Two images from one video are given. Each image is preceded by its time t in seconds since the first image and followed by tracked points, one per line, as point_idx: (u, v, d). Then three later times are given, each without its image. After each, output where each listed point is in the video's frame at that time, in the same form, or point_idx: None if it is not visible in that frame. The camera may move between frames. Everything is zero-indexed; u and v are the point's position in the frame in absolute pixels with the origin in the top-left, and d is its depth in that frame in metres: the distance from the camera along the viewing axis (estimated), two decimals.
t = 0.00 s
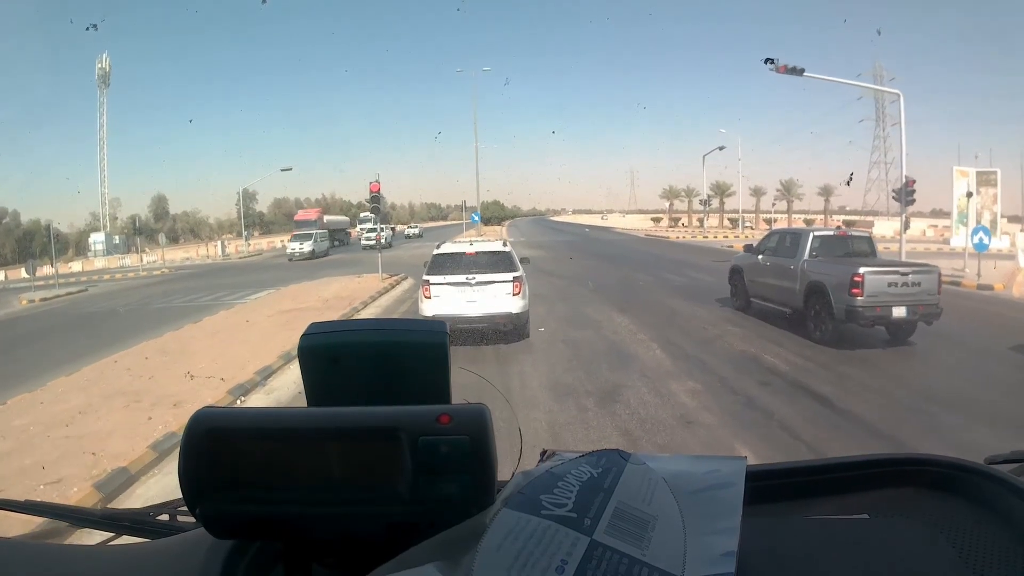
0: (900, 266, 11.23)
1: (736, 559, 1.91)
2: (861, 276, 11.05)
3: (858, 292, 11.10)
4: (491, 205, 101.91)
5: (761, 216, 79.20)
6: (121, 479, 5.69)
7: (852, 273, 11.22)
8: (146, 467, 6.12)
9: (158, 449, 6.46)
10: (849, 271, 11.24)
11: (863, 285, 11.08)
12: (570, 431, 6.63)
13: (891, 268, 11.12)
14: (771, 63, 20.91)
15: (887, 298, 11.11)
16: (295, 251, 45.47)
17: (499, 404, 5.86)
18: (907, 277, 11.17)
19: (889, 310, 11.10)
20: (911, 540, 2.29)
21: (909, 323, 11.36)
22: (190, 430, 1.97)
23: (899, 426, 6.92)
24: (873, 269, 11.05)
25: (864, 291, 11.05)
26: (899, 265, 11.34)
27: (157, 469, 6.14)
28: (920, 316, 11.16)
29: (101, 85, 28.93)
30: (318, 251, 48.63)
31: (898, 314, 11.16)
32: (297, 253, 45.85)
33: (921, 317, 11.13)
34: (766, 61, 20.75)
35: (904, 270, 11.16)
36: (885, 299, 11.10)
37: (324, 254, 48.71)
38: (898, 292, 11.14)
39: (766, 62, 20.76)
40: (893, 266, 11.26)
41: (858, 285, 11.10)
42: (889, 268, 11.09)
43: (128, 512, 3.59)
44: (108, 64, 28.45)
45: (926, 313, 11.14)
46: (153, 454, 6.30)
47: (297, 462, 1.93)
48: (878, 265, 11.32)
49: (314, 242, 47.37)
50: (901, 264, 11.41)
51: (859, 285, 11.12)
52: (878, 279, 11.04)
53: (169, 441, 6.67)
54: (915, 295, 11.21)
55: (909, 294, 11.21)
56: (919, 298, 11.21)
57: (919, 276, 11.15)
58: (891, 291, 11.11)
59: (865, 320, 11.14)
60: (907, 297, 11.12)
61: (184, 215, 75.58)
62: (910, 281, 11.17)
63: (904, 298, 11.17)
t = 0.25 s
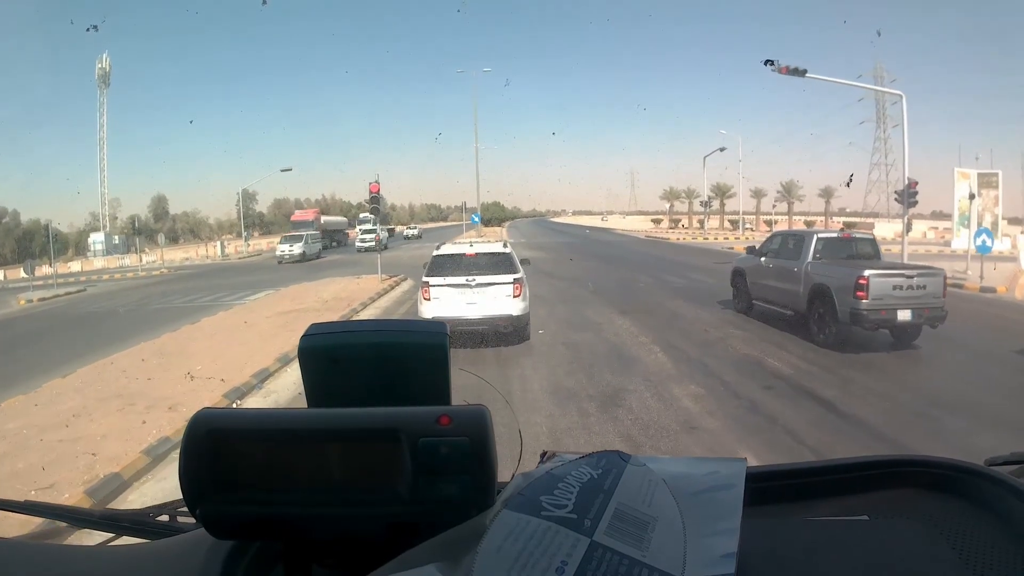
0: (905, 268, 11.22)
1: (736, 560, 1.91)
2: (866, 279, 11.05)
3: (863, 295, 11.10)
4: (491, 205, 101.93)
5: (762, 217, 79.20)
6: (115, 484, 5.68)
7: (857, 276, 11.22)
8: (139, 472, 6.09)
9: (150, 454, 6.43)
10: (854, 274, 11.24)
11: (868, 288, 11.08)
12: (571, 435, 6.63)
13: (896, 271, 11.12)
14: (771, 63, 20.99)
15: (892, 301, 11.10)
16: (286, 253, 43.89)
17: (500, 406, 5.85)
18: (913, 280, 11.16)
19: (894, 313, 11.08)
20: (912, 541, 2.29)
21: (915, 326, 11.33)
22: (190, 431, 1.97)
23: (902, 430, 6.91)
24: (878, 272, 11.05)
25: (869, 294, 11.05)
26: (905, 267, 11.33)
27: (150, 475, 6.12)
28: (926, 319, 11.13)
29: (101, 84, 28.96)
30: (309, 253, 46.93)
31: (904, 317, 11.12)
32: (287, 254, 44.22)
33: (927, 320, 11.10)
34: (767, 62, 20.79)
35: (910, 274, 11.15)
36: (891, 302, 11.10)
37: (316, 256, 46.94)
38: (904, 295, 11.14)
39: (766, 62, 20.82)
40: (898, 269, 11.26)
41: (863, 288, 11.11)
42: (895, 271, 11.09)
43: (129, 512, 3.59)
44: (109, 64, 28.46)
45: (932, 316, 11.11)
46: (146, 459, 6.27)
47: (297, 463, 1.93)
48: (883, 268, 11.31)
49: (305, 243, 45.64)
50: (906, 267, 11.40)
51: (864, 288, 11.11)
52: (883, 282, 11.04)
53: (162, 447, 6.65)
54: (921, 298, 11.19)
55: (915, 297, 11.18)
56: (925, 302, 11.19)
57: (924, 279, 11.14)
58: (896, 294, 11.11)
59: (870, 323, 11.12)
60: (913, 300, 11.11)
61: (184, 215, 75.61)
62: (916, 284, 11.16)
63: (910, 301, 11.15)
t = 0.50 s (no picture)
0: (910, 265, 11.21)
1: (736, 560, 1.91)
2: (870, 275, 11.05)
3: (868, 291, 11.09)
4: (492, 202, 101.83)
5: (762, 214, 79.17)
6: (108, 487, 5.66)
7: (862, 273, 11.22)
8: (133, 474, 6.08)
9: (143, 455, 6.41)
10: (858, 270, 11.23)
11: (872, 285, 11.08)
12: (573, 435, 6.63)
13: (901, 268, 11.11)
14: (772, 62, 20.84)
15: (896, 298, 11.09)
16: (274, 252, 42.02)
17: (501, 405, 5.85)
18: (917, 277, 11.15)
19: (898, 310, 11.07)
20: (912, 539, 2.29)
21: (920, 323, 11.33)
22: (190, 430, 1.97)
23: (904, 428, 6.91)
24: (883, 269, 11.04)
25: (874, 290, 11.04)
26: (910, 264, 11.32)
27: (144, 476, 6.10)
28: (930, 316, 11.12)
29: (101, 81, 28.92)
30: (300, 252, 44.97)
31: (908, 314, 11.12)
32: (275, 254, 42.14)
33: (932, 317, 11.09)
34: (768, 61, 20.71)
35: (915, 270, 11.14)
36: (895, 298, 11.09)
37: (307, 255, 44.90)
38: (908, 292, 11.13)
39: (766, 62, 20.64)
40: (903, 266, 11.25)
41: (867, 285, 11.10)
42: (900, 268, 11.07)
43: (129, 511, 3.59)
44: (107, 61, 28.38)
45: (936, 313, 11.11)
46: (141, 461, 6.25)
47: (296, 461, 1.93)
48: (888, 264, 11.30)
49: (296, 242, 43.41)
50: (911, 263, 11.39)
51: (869, 284, 11.11)
52: (888, 279, 11.04)
53: (155, 448, 6.62)
54: (926, 295, 11.18)
55: (919, 293, 11.17)
56: (930, 298, 11.18)
57: (929, 275, 11.13)
58: (901, 291, 11.10)
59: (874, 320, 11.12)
60: (918, 296, 11.10)
61: (184, 212, 75.53)
62: (921, 281, 11.15)
63: (915, 298, 11.14)
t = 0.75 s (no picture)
0: (913, 265, 11.21)
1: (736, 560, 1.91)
2: (873, 274, 11.05)
3: (870, 291, 11.08)
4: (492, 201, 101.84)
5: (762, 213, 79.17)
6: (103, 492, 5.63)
7: (865, 272, 11.21)
8: (130, 477, 6.07)
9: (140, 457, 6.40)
10: (861, 270, 11.23)
11: (875, 284, 11.07)
12: (574, 436, 6.62)
13: (904, 267, 11.10)
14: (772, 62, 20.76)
15: (899, 297, 11.09)
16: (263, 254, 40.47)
17: (501, 406, 5.85)
18: (920, 277, 11.15)
19: (901, 310, 11.07)
20: (911, 539, 2.29)
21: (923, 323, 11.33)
22: (190, 430, 1.97)
23: (906, 429, 6.91)
24: (885, 268, 11.03)
25: (877, 290, 11.03)
26: (913, 264, 11.31)
27: (141, 479, 6.09)
28: (933, 316, 11.12)
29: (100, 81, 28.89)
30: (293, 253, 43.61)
31: (910, 313, 11.12)
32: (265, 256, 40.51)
33: (934, 317, 11.09)
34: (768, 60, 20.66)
35: (917, 270, 11.14)
36: (898, 298, 11.09)
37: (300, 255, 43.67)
38: (911, 292, 11.12)
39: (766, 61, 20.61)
40: (906, 265, 11.24)
41: (870, 284, 11.09)
42: (903, 267, 11.07)
43: (129, 511, 3.59)
44: (107, 61, 28.36)
45: (939, 312, 11.10)
46: (138, 464, 6.25)
47: (296, 461, 1.93)
48: (890, 264, 11.30)
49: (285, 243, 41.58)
50: (914, 263, 11.38)
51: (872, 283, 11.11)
52: (891, 278, 11.03)
53: (152, 450, 6.63)
54: (928, 295, 11.18)
55: (922, 293, 11.17)
56: (932, 298, 11.18)
57: (932, 275, 11.12)
58: (904, 291, 11.09)
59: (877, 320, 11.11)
60: (921, 296, 11.10)
61: (184, 212, 75.50)
62: (924, 281, 11.15)
63: (917, 298, 11.14)
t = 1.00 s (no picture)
0: (915, 265, 11.20)
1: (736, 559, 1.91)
2: (875, 275, 11.04)
3: (872, 291, 11.07)
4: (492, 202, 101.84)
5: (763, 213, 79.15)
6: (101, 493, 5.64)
7: (866, 273, 11.21)
8: (128, 478, 6.06)
9: (138, 459, 6.41)
10: (863, 271, 11.22)
11: (877, 285, 11.07)
12: (575, 437, 6.62)
13: (906, 268, 11.09)
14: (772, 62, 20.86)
15: (901, 298, 11.08)
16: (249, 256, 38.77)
17: (501, 406, 5.85)
18: (922, 277, 11.14)
19: (903, 310, 11.07)
20: (912, 539, 2.29)
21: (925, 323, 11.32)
22: (190, 430, 1.98)
23: (909, 430, 6.90)
24: (888, 269, 11.03)
25: (879, 290, 11.02)
26: (915, 264, 11.31)
27: (139, 480, 6.09)
28: (935, 316, 11.12)
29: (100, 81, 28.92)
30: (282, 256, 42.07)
31: (912, 314, 11.12)
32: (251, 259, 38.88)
33: (937, 317, 11.08)
34: (768, 60, 20.74)
35: (920, 270, 11.13)
36: (900, 299, 11.08)
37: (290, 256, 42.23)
38: (913, 292, 11.12)
39: (767, 60, 20.71)
40: (908, 266, 11.24)
41: (872, 285, 11.09)
42: (905, 268, 11.06)
43: (128, 511, 3.60)
44: (107, 61, 28.39)
45: (941, 313, 11.10)
46: (135, 465, 6.24)
47: (295, 461, 1.93)
48: (893, 264, 11.30)
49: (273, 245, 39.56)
50: (916, 263, 11.38)
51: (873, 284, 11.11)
52: (893, 278, 11.03)
53: (150, 452, 6.62)
54: (930, 295, 11.18)
55: (924, 294, 11.17)
56: (934, 299, 11.18)
57: (934, 275, 11.12)
58: (906, 291, 11.09)
59: (879, 320, 11.11)
60: (923, 296, 11.10)
61: (184, 212, 75.57)
62: (926, 281, 11.15)
63: (919, 298, 11.14)
